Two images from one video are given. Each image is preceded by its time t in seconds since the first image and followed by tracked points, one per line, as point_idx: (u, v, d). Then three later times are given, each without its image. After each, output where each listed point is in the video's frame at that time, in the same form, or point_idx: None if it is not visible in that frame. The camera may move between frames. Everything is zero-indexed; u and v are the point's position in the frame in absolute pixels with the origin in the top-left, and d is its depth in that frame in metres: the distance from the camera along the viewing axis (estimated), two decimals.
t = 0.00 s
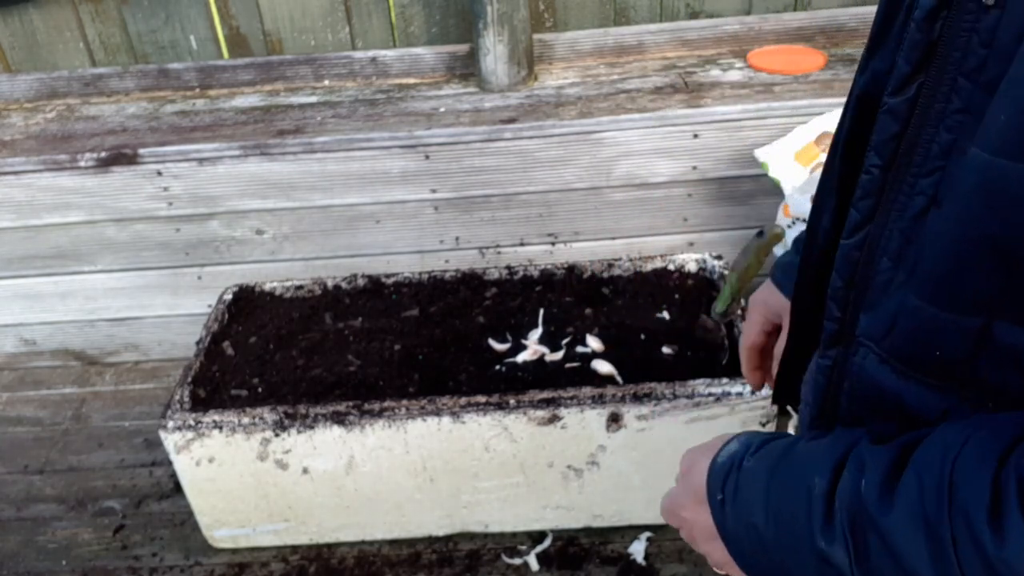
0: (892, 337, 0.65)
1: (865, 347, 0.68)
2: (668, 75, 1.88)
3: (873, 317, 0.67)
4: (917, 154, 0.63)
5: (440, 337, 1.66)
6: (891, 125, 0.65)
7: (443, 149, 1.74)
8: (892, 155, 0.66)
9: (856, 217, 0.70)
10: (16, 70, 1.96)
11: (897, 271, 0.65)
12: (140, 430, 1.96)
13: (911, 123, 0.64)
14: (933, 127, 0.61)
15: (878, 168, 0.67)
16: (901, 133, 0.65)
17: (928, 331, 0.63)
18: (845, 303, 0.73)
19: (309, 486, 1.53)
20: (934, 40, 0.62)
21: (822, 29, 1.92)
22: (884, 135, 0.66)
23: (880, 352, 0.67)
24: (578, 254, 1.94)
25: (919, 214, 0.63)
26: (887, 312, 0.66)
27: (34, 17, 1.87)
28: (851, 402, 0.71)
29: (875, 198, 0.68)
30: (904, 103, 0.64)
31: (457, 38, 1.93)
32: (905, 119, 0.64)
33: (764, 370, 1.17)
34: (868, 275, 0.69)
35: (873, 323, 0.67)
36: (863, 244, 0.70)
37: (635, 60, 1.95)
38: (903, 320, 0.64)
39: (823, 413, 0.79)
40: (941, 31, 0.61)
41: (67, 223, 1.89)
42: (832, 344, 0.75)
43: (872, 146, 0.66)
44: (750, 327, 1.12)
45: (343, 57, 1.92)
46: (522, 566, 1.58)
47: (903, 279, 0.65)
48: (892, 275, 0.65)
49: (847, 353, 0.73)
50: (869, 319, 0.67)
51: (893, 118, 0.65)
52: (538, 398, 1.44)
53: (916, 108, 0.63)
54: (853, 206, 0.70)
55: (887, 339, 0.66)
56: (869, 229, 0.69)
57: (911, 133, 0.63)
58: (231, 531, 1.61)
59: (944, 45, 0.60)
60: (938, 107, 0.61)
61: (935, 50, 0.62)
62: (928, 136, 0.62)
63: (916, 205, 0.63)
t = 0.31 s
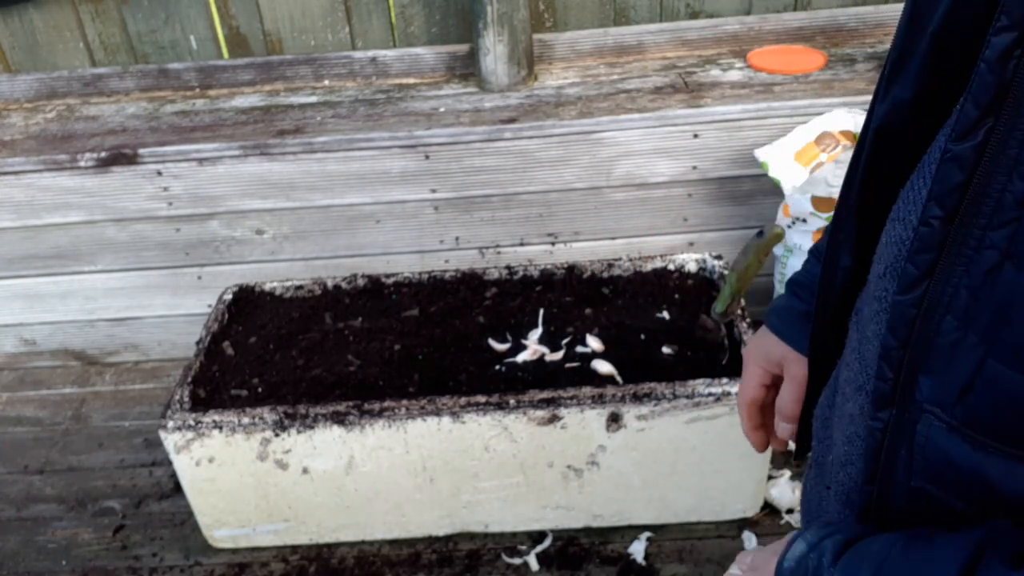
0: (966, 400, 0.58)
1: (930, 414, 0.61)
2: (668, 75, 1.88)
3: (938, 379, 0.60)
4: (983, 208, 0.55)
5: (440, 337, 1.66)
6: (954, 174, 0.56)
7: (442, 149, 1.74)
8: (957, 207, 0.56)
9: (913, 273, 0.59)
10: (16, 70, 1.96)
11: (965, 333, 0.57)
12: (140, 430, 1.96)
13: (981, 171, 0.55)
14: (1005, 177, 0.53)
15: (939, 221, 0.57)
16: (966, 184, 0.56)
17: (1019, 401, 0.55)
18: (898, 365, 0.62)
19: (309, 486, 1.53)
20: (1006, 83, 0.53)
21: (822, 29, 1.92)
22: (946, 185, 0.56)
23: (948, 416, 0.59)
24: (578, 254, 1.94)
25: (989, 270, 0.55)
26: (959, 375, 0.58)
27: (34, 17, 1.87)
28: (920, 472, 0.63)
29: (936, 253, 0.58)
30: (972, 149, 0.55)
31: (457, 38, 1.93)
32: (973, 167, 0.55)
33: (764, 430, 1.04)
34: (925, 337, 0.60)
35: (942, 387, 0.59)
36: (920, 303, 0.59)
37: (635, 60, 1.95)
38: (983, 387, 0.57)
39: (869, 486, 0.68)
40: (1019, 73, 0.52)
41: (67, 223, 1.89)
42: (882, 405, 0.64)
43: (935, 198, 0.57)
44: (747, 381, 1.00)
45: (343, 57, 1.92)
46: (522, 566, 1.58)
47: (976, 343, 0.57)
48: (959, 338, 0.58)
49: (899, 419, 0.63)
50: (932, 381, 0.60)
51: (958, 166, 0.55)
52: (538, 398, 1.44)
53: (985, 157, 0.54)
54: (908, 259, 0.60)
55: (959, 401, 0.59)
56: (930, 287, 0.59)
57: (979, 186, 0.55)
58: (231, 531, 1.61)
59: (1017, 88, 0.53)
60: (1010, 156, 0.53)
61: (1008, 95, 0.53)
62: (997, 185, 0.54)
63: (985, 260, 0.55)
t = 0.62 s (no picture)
0: (990, 439, 0.59)
1: (950, 454, 0.61)
2: (668, 75, 1.88)
3: (954, 419, 0.61)
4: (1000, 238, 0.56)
5: (440, 337, 1.66)
6: (968, 206, 0.57)
7: (442, 149, 1.74)
8: (970, 241, 0.58)
9: (924, 308, 0.61)
10: (16, 70, 1.96)
11: (985, 369, 0.59)
12: (140, 430, 1.96)
13: (995, 203, 0.56)
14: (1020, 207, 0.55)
15: (952, 254, 0.59)
16: (982, 215, 0.57)
17: None
18: (910, 404, 0.64)
19: (309, 486, 1.53)
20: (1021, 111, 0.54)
21: (822, 29, 1.92)
22: (959, 218, 0.58)
23: (970, 455, 0.60)
24: (578, 254, 1.94)
25: (1007, 304, 0.57)
26: (981, 412, 0.59)
27: (34, 17, 1.87)
28: (942, 513, 0.63)
29: (948, 287, 0.59)
30: (985, 180, 0.56)
31: (457, 38, 1.93)
32: (986, 199, 0.56)
33: (763, 448, 1.02)
34: (941, 374, 0.61)
35: (962, 425, 0.60)
36: (933, 340, 0.61)
37: (635, 60, 1.95)
38: (1009, 427, 0.58)
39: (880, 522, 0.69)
40: None
41: (67, 223, 1.89)
42: (895, 443, 0.66)
43: (946, 232, 0.59)
44: (740, 399, 0.99)
45: (343, 57, 1.92)
46: (522, 566, 1.58)
47: (996, 380, 0.58)
48: (978, 374, 0.59)
49: (911, 458, 0.65)
50: (949, 421, 0.61)
51: (971, 198, 0.57)
52: (538, 398, 1.44)
53: (1000, 185, 0.56)
54: (919, 294, 0.61)
55: (980, 441, 0.60)
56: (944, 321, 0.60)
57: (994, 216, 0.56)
58: (231, 531, 1.61)
59: None
60: None
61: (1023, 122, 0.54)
62: (1013, 216, 0.55)
63: (1004, 293, 0.57)
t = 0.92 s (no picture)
0: (953, 423, 0.60)
1: (916, 443, 0.62)
2: (668, 75, 1.88)
3: (916, 408, 0.62)
4: (945, 226, 0.57)
5: (440, 338, 1.66)
6: (913, 198, 0.58)
7: (443, 149, 1.74)
8: (915, 233, 0.59)
9: (878, 301, 0.62)
10: (16, 70, 1.96)
11: (942, 356, 0.60)
12: (140, 430, 1.96)
13: (937, 193, 0.57)
14: (963, 194, 0.56)
15: (901, 245, 0.60)
16: (926, 206, 0.58)
17: (1007, 419, 0.57)
18: (871, 397, 0.65)
19: (309, 486, 1.53)
20: (955, 103, 0.55)
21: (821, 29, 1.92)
22: (905, 210, 0.59)
23: (935, 440, 0.61)
24: (578, 254, 1.94)
25: (957, 291, 0.58)
26: (939, 395, 0.60)
27: (34, 17, 1.87)
28: (914, 503, 0.62)
29: (900, 278, 0.61)
30: (926, 172, 0.57)
31: (457, 38, 1.93)
32: (928, 189, 0.58)
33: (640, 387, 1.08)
34: (898, 365, 0.62)
35: (924, 412, 0.61)
36: (889, 332, 0.62)
37: (635, 60, 1.95)
38: (972, 411, 0.58)
39: (849, 519, 0.70)
40: (966, 89, 0.54)
41: (67, 223, 1.89)
42: (858, 438, 0.67)
43: (894, 224, 0.60)
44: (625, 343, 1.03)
45: (343, 57, 1.92)
46: (522, 566, 1.58)
47: (954, 365, 0.59)
48: (935, 361, 0.60)
49: (876, 450, 0.66)
50: (911, 411, 0.62)
51: (914, 190, 0.58)
52: (538, 398, 1.44)
53: (940, 176, 0.57)
54: (873, 288, 0.62)
55: (944, 425, 0.60)
56: (898, 311, 0.61)
57: (938, 205, 0.57)
58: (231, 531, 1.61)
59: (968, 105, 0.54)
60: (968, 171, 0.55)
61: (958, 113, 0.55)
62: (956, 203, 0.56)
63: (954, 279, 0.57)
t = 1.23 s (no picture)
0: (925, 395, 0.60)
1: (892, 416, 0.62)
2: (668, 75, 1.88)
3: (889, 384, 0.62)
4: (902, 202, 0.59)
5: (441, 338, 1.66)
6: (869, 177, 0.61)
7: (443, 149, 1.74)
8: (874, 212, 0.61)
9: (845, 282, 0.64)
10: (16, 70, 1.96)
11: (910, 328, 0.61)
12: (140, 430, 1.96)
13: (891, 172, 0.59)
14: (916, 167, 0.57)
15: (861, 226, 0.62)
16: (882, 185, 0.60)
17: (975, 385, 0.56)
18: (846, 378, 0.67)
19: (309, 486, 1.53)
20: (900, 82, 0.57)
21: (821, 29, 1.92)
22: (863, 190, 0.61)
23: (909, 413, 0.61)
24: (578, 254, 1.94)
25: (919, 263, 0.59)
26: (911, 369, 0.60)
27: (34, 17, 1.86)
28: (894, 478, 0.63)
29: (863, 258, 0.63)
30: (879, 151, 0.59)
31: (457, 38, 1.93)
32: (884, 169, 0.60)
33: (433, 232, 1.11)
34: (869, 342, 0.64)
35: (899, 388, 0.61)
36: (859, 310, 0.64)
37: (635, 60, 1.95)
38: (942, 379, 0.58)
39: (836, 503, 0.72)
40: (908, 70, 0.57)
41: (67, 223, 1.89)
42: (838, 420, 0.69)
43: (853, 206, 0.62)
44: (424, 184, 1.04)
45: (343, 57, 1.92)
46: (522, 566, 1.58)
47: (922, 335, 0.60)
48: (904, 335, 0.61)
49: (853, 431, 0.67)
50: (886, 386, 0.63)
51: (871, 169, 0.60)
52: (538, 398, 1.44)
53: (893, 155, 0.59)
54: (839, 270, 0.65)
55: (918, 399, 0.60)
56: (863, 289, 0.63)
57: (892, 185, 0.59)
58: (231, 531, 1.61)
59: (913, 82, 0.56)
60: (919, 148, 0.57)
61: (903, 92, 0.58)
62: (910, 177, 0.58)
63: (914, 253, 0.59)
